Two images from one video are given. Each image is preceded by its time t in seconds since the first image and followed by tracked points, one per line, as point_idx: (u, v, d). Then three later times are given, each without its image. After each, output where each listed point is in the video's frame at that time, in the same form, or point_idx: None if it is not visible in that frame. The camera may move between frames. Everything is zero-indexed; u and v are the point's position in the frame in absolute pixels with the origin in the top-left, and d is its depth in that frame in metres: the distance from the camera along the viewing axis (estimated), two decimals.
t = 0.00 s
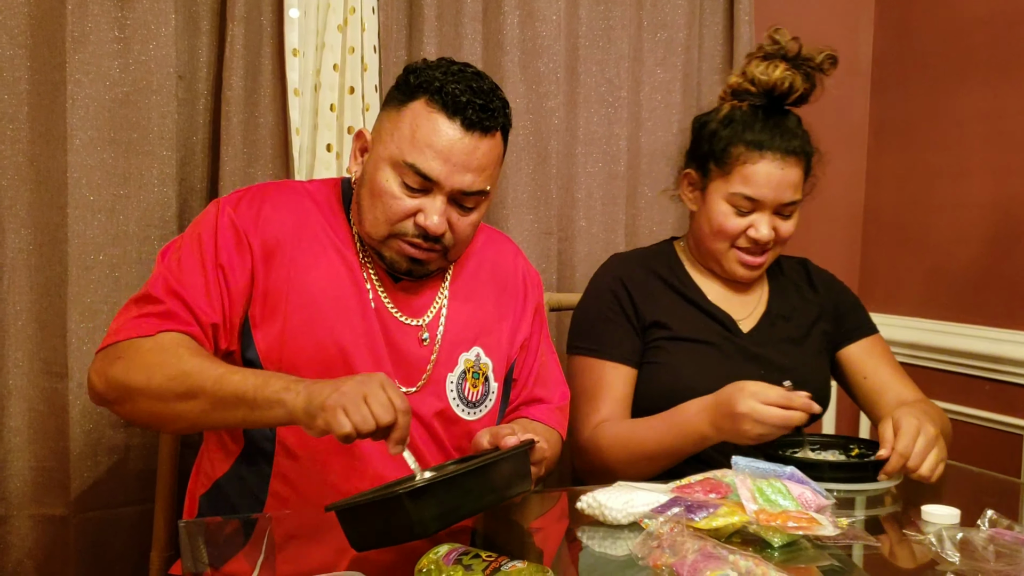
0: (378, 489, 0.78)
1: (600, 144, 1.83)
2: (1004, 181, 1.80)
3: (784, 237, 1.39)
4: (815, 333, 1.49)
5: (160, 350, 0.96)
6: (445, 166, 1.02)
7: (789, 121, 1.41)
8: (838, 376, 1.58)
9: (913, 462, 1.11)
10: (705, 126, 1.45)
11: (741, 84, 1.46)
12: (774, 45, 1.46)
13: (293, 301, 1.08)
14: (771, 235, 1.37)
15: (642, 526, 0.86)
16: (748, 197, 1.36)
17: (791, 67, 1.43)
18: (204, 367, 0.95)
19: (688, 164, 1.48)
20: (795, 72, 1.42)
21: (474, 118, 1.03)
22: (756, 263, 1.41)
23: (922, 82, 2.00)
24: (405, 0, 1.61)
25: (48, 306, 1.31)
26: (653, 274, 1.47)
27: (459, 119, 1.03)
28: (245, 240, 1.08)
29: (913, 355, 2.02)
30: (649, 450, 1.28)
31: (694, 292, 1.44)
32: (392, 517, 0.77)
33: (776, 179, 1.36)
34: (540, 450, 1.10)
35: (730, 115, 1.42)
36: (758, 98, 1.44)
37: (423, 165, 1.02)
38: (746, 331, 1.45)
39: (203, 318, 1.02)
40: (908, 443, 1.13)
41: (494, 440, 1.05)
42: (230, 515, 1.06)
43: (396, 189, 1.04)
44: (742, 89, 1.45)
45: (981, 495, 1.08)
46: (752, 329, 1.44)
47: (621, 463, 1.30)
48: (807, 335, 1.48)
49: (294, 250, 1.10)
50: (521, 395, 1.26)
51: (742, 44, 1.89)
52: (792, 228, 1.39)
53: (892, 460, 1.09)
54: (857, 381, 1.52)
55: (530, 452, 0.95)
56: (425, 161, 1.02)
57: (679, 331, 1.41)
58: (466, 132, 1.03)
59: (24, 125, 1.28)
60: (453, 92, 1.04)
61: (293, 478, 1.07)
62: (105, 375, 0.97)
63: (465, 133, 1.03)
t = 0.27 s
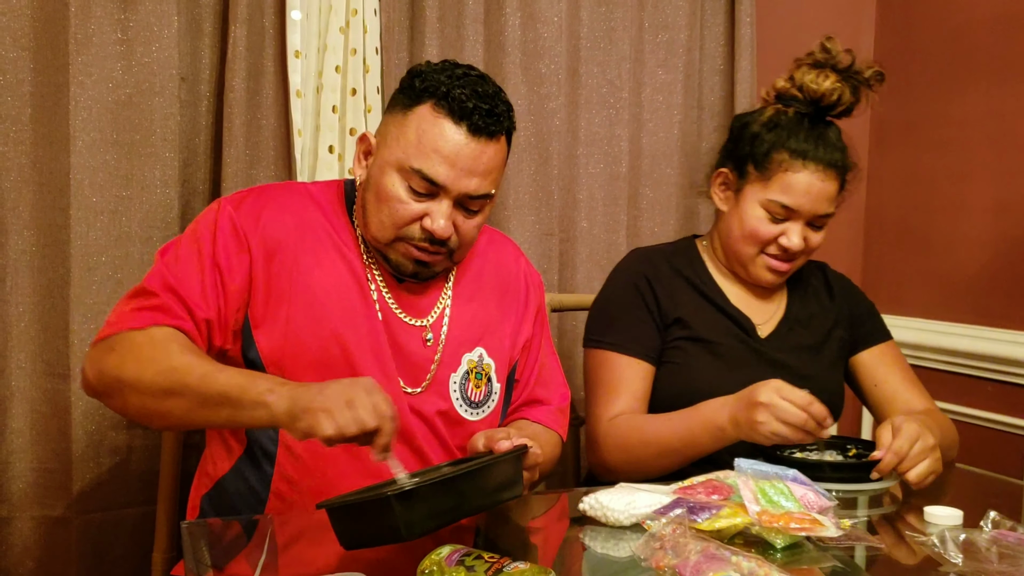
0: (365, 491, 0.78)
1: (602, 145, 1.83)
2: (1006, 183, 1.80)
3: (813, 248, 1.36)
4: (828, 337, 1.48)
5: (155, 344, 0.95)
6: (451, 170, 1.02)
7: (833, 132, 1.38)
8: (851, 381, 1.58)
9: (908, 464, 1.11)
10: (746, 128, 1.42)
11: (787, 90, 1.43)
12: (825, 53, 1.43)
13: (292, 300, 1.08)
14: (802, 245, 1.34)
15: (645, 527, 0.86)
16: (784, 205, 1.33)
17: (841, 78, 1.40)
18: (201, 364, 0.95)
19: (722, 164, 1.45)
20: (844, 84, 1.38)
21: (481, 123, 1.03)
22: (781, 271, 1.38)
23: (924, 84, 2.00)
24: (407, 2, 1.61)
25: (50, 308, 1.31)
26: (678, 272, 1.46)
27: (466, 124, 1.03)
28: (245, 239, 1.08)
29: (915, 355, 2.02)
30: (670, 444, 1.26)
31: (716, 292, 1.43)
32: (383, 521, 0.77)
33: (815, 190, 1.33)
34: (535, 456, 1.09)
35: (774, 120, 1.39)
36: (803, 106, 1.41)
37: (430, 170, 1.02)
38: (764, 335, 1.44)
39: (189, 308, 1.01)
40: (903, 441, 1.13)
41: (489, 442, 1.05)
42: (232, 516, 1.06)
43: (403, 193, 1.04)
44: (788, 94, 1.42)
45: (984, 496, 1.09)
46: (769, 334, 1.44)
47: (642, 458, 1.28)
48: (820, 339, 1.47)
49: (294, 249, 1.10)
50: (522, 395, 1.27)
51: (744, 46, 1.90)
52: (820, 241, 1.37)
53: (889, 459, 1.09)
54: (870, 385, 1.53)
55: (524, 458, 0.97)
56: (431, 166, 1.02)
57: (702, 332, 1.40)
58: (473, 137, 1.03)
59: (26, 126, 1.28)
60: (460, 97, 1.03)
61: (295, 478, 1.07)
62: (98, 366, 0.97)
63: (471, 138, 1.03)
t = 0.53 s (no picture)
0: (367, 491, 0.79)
1: (602, 147, 1.84)
2: (1005, 185, 1.81)
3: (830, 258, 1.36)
4: (832, 337, 1.49)
5: (146, 346, 0.96)
6: (454, 173, 1.03)
7: (861, 146, 1.37)
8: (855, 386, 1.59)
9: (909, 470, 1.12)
10: (776, 133, 1.40)
11: (819, 99, 1.41)
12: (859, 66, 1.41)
13: (292, 301, 1.08)
14: (821, 256, 1.34)
15: (646, 529, 0.86)
16: (809, 214, 1.33)
17: (875, 93, 1.39)
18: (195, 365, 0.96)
19: (748, 166, 1.43)
20: (878, 100, 1.37)
21: (483, 127, 1.03)
22: (796, 278, 1.38)
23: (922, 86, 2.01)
24: (407, 4, 1.62)
25: (52, 310, 1.31)
26: (694, 272, 1.45)
27: (468, 128, 1.03)
28: (244, 241, 1.08)
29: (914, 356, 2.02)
30: (670, 436, 1.26)
31: (729, 292, 1.44)
32: (385, 521, 0.78)
33: (841, 202, 1.33)
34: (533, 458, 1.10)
35: (806, 128, 1.38)
36: (836, 117, 1.39)
37: (433, 173, 1.02)
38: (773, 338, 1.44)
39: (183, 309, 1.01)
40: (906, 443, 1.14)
41: (488, 446, 1.05)
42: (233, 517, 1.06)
43: (406, 196, 1.04)
44: (821, 103, 1.40)
45: (984, 498, 1.09)
46: (778, 338, 1.44)
47: (636, 448, 1.28)
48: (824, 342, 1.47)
49: (294, 251, 1.10)
50: (523, 396, 1.27)
51: (743, 48, 1.90)
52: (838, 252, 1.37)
53: (888, 461, 1.10)
54: (873, 389, 1.53)
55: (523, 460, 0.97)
56: (434, 169, 1.02)
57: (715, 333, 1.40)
58: (475, 140, 1.03)
59: (28, 128, 1.28)
60: (462, 101, 1.04)
61: (297, 479, 1.07)
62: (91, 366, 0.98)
63: (473, 141, 1.03)
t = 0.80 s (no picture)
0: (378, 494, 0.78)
1: (603, 149, 1.83)
2: (1006, 187, 1.80)
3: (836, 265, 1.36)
4: (836, 342, 1.48)
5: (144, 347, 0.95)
6: (455, 176, 1.03)
7: (873, 155, 1.38)
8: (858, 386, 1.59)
9: (908, 470, 1.12)
10: (788, 139, 1.41)
11: (833, 107, 1.42)
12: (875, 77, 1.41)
13: (293, 303, 1.08)
14: (828, 263, 1.34)
15: (646, 531, 0.86)
16: (819, 221, 1.32)
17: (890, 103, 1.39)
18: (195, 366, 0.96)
19: (759, 170, 1.43)
20: (892, 110, 1.38)
21: (484, 130, 1.03)
22: (801, 284, 1.38)
23: (923, 88, 2.00)
24: (408, 6, 1.62)
25: (51, 313, 1.30)
26: (700, 275, 1.45)
27: (469, 130, 1.03)
28: (244, 242, 1.08)
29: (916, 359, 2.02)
30: (677, 439, 1.26)
31: (734, 294, 1.43)
32: (394, 522, 0.77)
33: (850, 210, 1.32)
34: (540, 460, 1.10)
35: (819, 135, 1.38)
36: (849, 125, 1.39)
37: (434, 176, 1.02)
38: (778, 342, 1.44)
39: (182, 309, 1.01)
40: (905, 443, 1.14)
41: (498, 446, 1.05)
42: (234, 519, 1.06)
43: (407, 198, 1.04)
44: (834, 111, 1.40)
45: (984, 500, 1.09)
46: (783, 342, 1.44)
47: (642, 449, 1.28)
48: (826, 345, 1.46)
49: (294, 253, 1.10)
50: (526, 398, 1.27)
51: (744, 50, 1.90)
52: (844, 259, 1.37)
53: (889, 462, 1.10)
54: (875, 389, 1.53)
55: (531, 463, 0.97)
56: (435, 171, 1.02)
57: (719, 336, 1.40)
58: (476, 143, 1.03)
59: (28, 130, 1.26)
60: (463, 103, 1.04)
61: (297, 481, 1.07)
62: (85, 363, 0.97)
63: (475, 144, 1.03)
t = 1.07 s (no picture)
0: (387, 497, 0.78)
1: (602, 151, 1.84)
2: (1004, 189, 1.81)
3: (838, 272, 1.37)
4: (835, 344, 1.48)
5: (143, 347, 0.96)
6: (454, 178, 1.03)
7: (879, 164, 1.37)
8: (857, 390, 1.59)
9: (908, 471, 1.12)
10: (796, 144, 1.40)
11: (843, 114, 1.41)
12: (886, 86, 1.41)
13: (294, 306, 1.08)
14: (830, 270, 1.34)
15: (645, 532, 0.86)
16: (822, 227, 1.33)
17: (899, 114, 1.38)
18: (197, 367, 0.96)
19: (764, 174, 1.43)
20: (901, 121, 1.37)
21: (483, 133, 1.03)
22: (802, 290, 1.38)
23: (922, 89, 2.01)
24: (407, 8, 1.62)
25: (51, 314, 1.31)
26: (700, 278, 1.45)
27: (468, 133, 1.03)
28: (246, 245, 1.08)
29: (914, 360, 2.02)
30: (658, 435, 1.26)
31: (733, 297, 1.44)
32: (402, 527, 0.78)
33: (854, 219, 1.33)
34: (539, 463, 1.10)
35: (827, 142, 1.37)
36: (857, 133, 1.39)
37: (432, 178, 1.02)
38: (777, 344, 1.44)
39: (185, 313, 1.02)
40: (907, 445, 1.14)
41: (498, 449, 1.06)
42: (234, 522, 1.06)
43: (405, 200, 1.04)
44: (843, 119, 1.40)
45: (983, 501, 1.09)
46: (783, 344, 1.44)
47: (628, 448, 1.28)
48: (825, 347, 1.46)
49: (296, 256, 1.10)
50: (524, 401, 1.27)
51: (743, 52, 1.91)
52: (846, 266, 1.37)
53: (887, 464, 1.11)
54: (875, 393, 1.53)
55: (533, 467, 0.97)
56: (434, 174, 1.02)
57: (717, 338, 1.41)
58: (475, 146, 1.03)
59: (28, 131, 1.28)
60: (463, 106, 1.04)
61: (297, 484, 1.08)
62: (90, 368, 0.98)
63: (473, 147, 1.03)
